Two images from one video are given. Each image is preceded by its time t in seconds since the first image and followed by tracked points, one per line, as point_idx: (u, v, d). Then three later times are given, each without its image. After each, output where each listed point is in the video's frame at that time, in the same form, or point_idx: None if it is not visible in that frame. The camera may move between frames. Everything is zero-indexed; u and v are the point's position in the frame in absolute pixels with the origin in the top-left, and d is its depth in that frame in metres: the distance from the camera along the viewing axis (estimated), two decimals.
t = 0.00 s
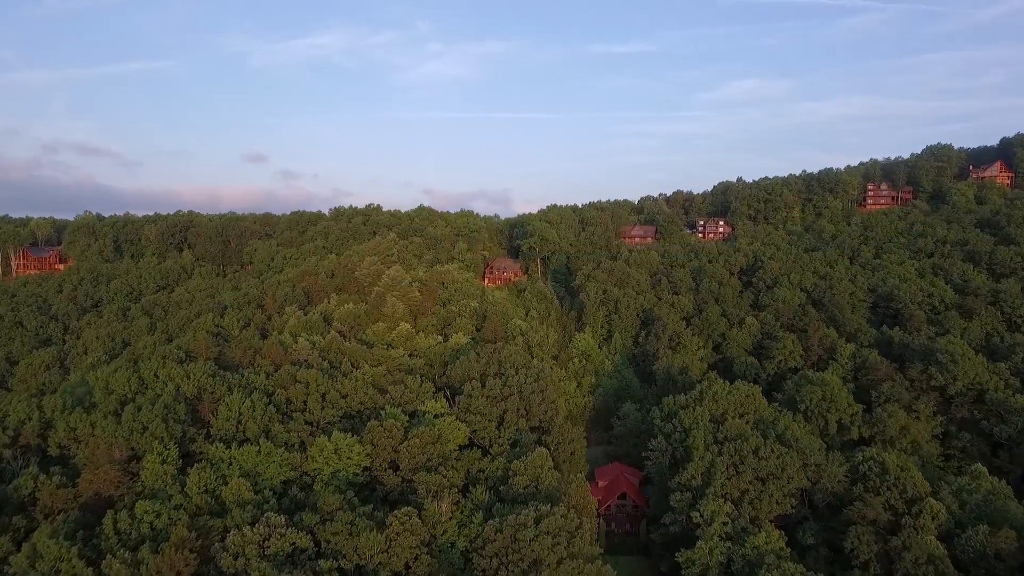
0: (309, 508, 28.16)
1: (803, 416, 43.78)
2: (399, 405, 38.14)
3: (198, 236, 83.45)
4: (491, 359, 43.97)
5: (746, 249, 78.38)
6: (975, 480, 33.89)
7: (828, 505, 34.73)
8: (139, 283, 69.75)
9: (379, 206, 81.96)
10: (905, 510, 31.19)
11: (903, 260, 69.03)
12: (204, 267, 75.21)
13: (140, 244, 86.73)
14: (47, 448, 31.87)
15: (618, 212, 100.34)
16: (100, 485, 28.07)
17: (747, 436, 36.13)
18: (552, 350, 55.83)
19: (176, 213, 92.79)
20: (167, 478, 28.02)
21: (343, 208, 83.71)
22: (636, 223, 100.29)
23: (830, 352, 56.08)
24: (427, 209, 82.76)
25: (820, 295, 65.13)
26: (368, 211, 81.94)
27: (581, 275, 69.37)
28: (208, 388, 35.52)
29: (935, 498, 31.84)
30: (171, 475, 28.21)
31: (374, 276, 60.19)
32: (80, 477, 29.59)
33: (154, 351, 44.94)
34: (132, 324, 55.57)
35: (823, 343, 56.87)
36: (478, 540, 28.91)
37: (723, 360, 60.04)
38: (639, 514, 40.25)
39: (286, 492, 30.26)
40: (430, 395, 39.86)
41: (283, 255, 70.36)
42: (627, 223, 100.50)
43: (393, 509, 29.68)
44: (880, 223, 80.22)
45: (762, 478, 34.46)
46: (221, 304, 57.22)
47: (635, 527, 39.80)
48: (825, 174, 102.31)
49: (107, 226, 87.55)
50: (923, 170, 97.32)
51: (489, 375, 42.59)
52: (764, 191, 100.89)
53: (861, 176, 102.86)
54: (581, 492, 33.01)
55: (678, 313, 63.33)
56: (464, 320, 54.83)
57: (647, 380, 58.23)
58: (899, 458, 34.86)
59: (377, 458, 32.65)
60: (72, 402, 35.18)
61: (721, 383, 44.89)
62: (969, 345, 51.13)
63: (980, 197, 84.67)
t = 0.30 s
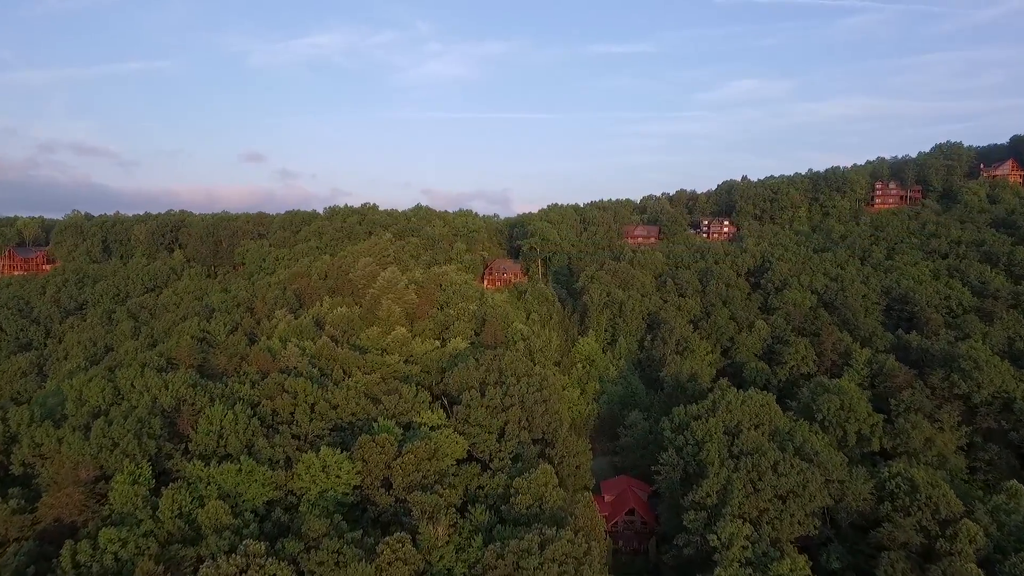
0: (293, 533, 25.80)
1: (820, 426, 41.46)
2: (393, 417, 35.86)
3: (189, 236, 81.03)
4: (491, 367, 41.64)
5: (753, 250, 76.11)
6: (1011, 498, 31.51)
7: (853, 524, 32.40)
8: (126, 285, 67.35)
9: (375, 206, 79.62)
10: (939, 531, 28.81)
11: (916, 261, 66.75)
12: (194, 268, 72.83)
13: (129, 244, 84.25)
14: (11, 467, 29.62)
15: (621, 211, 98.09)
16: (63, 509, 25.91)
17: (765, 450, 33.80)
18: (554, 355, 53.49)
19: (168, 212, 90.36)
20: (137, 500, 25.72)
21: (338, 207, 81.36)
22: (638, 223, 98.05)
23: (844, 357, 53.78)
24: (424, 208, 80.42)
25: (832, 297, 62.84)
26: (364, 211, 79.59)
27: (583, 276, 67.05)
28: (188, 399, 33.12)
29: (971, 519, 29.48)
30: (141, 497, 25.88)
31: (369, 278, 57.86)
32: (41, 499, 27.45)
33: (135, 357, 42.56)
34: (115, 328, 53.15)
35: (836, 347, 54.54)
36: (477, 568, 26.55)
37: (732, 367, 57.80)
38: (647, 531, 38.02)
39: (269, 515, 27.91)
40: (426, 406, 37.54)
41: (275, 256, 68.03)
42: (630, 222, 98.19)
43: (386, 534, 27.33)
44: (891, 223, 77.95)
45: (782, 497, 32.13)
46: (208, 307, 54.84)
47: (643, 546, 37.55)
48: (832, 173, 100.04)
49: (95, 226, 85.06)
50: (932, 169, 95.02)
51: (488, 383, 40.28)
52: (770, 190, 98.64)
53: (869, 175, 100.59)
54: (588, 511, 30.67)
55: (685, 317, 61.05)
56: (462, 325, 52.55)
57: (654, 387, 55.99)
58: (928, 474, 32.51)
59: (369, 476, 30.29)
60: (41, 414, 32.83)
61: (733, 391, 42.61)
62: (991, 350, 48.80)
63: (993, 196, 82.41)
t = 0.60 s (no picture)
0: (274, 567, 23.22)
1: (842, 439, 38.88)
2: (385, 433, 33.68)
3: (178, 235, 78.33)
4: (491, 375, 39.04)
5: (762, 250, 73.53)
6: None
7: (886, 550, 29.81)
8: (110, 286, 64.73)
9: (371, 205, 76.99)
10: (985, 561, 26.24)
11: (934, 262, 64.10)
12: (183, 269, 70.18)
13: (117, 243, 81.51)
14: None
15: (624, 210, 95.48)
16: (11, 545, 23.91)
17: (789, 469, 31.24)
18: (558, 360, 50.85)
19: (158, 211, 87.63)
20: (95, 532, 23.42)
21: (333, 206, 78.69)
22: (642, 222, 95.50)
23: (862, 363, 51.18)
24: (422, 207, 77.75)
25: (846, 300, 60.26)
26: (359, 209, 76.92)
27: (587, 278, 64.42)
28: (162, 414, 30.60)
29: (1020, 546, 26.83)
30: (100, 529, 23.58)
31: (363, 279, 55.30)
32: None
33: (111, 364, 39.93)
34: (94, 331, 50.50)
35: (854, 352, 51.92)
36: None
37: (744, 372, 55.19)
38: (660, 552, 35.34)
39: (248, 544, 25.33)
40: (422, 419, 34.98)
41: (266, 257, 65.40)
42: (634, 222, 95.57)
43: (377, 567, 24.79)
44: (905, 222, 75.33)
45: (809, 520, 29.57)
46: (194, 310, 52.08)
47: (656, 568, 34.89)
48: (841, 171, 97.36)
49: (81, 225, 82.25)
50: (945, 166, 92.31)
51: (488, 393, 37.71)
52: (777, 188, 96.01)
53: (879, 174, 97.96)
54: (598, 536, 28.10)
55: (694, 320, 58.49)
56: (461, 330, 49.93)
57: (662, 395, 53.47)
58: (969, 494, 29.88)
59: (359, 498, 27.72)
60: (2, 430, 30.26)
61: (749, 401, 40.01)
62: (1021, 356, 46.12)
63: (1009, 194, 79.70)
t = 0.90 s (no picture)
0: None
1: (870, 450, 36.18)
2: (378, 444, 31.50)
3: (166, 231, 75.36)
4: (491, 381, 36.29)
5: (772, 247, 70.82)
6: None
7: None
8: (92, 284, 61.83)
9: (365, 199, 74.13)
10: None
11: (953, 260, 61.38)
12: (169, 266, 67.27)
13: (102, 239, 78.49)
14: None
15: (627, 206, 92.75)
16: None
17: (818, 488, 28.51)
18: (562, 363, 48.06)
19: (145, 206, 84.63)
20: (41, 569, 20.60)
21: (326, 201, 75.78)
22: (646, 218, 92.90)
23: (883, 366, 48.45)
24: (418, 201, 74.86)
25: (863, 300, 57.56)
26: (353, 204, 74.02)
27: (591, 275, 61.60)
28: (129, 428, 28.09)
29: None
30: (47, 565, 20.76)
31: (356, 278, 52.57)
32: None
33: (82, 370, 37.08)
34: (70, 333, 47.60)
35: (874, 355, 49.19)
36: None
37: (756, 374, 52.80)
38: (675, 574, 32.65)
39: None
40: (416, 432, 32.26)
41: (255, 253, 62.50)
42: (637, 218, 92.79)
43: None
44: (920, 218, 72.54)
45: (843, 545, 26.83)
46: (176, 311, 49.13)
47: None
48: (850, 165, 94.51)
49: (65, 220, 79.17)
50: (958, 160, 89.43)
51: (488, 401, 34.98)
52: (785, 183, 93.27)
53: (889, 168, 95.15)
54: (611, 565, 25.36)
55: (703, 320, 55.79)
56: (459, 331, 47.13)
57: (671, 399, 50.90)
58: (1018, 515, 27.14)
59: (346, 524, 24.97)
60: None
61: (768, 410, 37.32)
62: None
63: None
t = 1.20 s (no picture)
0: None
1: (903, 462, 33.26)
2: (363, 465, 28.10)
3: (150, 223, 72.10)
4: (491, 387, 33.28)
5: (784, 240, 67.83)
6: None
7: None
8: (70, 279, 58.65)
9: (359, 190, 70.93)
10: None
11: (976, 254, 58.41)
12: (151, 260, 64.07)
13: (84, 232, 75.20)
14: None
15: (631, 198, 89.72)
16: None
17: (857, 512, 25.56)
18: (567, 363, 45.03)
19: (130, 197, 81.28)
20: None
21: (318, 191, 72.53)
22: (650, 210, 90.10)
23: (909, 367, 45.48)
24: (414, 192, 71.64)
25: (882, 297, 54.60)
26: (345, 195, 70.76)
27: (596, 270, 58.54)
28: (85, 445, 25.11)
29: None
30: None
31: (347, 272, 49.48)
32: None
33: (44, 373, 33.96)
34: (40, 332, 44.45)
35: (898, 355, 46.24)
36: None
37: (770, 376, 50.02)
38: None
39: None
40: (409, 444, 29.34)
41: (241, 246, 59.30)
42: (642, 210, 89.75)
43: None
44: (937, 210, 69.53)
45: None
46: (155, 309, 46.02)
47: None
48: (861, 155, 91.39)
49: (45, 212, 75.87)
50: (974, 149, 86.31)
51: (488, 409, 31.96)
52: (793, 174, 90.27)
53: (901, 158, 92.05)
54: None
55: (715, 318, 52.81)
56: (456, 330, 44.15)
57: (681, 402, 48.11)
58: None
59: (329, 557, 22.04)
60: None
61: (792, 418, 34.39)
62: None
63: None
